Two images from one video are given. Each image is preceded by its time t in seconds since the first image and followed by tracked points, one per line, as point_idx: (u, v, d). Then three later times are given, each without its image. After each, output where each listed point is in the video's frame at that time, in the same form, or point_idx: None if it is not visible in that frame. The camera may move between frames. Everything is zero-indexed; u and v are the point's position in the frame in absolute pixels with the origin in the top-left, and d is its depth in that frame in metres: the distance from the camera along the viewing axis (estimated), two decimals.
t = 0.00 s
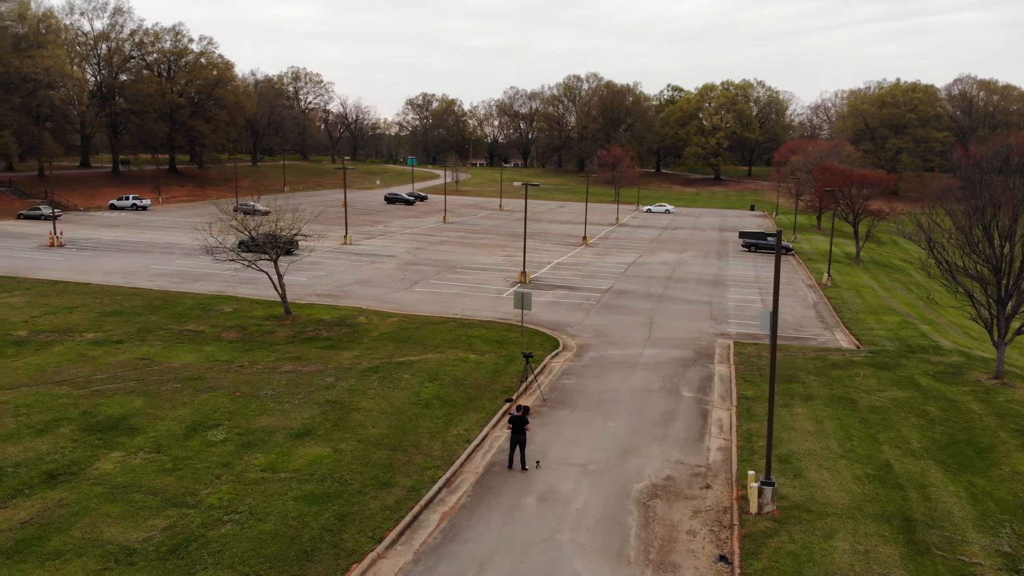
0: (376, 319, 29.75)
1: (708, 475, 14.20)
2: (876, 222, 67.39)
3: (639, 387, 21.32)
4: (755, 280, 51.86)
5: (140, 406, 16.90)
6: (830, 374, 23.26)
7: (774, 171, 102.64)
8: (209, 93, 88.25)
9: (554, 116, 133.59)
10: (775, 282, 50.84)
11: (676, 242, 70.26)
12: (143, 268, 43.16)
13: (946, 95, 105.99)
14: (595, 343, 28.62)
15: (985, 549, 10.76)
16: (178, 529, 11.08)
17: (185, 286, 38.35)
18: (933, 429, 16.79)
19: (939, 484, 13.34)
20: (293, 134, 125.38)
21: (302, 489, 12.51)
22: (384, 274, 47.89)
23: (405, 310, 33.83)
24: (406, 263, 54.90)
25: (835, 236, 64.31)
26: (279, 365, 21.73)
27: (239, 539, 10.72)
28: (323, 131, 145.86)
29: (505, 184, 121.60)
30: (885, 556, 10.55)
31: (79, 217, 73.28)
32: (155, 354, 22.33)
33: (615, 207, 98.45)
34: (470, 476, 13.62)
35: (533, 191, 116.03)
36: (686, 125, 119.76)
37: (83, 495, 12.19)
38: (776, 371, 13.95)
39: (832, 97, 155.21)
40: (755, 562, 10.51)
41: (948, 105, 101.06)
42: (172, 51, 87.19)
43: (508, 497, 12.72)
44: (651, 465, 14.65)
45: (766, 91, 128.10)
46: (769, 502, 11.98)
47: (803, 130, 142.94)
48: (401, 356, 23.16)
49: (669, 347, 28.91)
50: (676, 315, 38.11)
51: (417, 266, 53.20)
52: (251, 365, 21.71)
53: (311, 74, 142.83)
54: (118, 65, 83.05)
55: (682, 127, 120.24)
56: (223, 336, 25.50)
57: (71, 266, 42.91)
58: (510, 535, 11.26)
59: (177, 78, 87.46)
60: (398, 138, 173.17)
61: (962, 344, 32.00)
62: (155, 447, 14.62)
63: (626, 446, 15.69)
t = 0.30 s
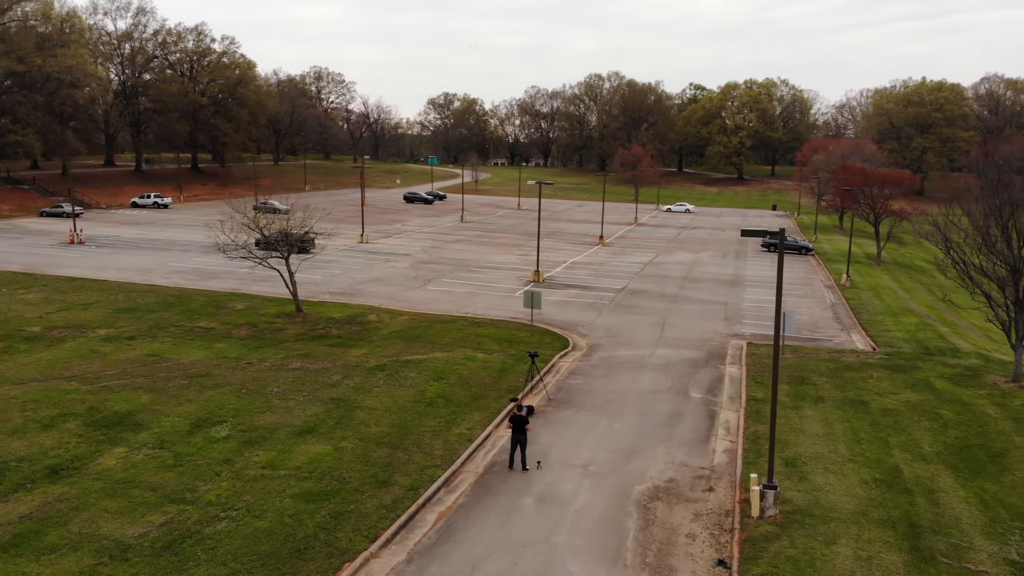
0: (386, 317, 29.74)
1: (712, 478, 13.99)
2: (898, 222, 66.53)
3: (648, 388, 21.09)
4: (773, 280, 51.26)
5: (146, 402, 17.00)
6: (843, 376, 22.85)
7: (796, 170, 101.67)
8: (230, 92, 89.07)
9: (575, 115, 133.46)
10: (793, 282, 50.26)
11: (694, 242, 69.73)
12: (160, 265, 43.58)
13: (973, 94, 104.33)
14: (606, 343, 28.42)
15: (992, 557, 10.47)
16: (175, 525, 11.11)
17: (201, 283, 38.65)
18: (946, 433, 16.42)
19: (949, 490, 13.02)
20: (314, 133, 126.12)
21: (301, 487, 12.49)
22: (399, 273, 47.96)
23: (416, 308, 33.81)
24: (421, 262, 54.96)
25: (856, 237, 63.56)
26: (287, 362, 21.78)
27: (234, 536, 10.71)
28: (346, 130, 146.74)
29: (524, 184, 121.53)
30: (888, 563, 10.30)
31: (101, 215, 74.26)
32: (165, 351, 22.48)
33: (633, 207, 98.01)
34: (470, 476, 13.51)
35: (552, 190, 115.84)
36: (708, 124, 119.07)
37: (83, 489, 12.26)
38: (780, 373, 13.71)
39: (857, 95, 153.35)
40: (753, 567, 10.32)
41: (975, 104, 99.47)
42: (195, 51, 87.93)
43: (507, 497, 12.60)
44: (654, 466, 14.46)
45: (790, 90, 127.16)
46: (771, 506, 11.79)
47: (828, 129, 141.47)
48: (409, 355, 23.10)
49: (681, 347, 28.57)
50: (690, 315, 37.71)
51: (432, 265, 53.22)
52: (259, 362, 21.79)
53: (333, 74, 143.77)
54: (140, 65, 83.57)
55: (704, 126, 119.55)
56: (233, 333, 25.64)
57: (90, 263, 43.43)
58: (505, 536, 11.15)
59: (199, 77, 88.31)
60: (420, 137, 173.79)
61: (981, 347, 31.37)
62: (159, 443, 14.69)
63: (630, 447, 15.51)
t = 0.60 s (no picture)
0: (398, 315, 29.70)
1: (715, 481, 13.74)
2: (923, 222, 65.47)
3: (657, 389, 20.81)
4: (793, 281, 50.55)
5: (152, 398, 17.09)
6: (858, 378, 22.38)
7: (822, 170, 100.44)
8: (255, 91, 89.48)
9: (599, 114, 132.49)
10: (813, 283, 49.57)
11: (715, 242, 69.09)
12: (179, 263, 44.05)
13: (1004, 94, 102.28)
14: (617, 344, 28.17)
15: (1001, 567, 10.13)
16: (170, 522, 11.12)
17: (217, 280, 38.98)
18: (961, 438, 15.98)
19: (960, 496, 12.65)
20: (339, 133, 126.88)
21: (298, 484, 12.46)
22: (415, 271, 48.02)
23: (429, 307, 33.75)
24: (438, 261, 54.97)
25: (879, 237, 62.60)
26: (296, 360, 21.80)
27: (228, 533, 10.69)
28: (370, 130, 147.71)
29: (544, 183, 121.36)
30: (892, 572, 10.02)
31: (126, 213, 75.31)
32: (176, 347, 22.65)
33: (654, 207, 97.42)
34: (469, 476, 13.39)
35: (572, 189, 115.55)
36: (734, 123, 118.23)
37: (83, 484, 12.33)
38: (786, 376, 13.42)
39: (885, 94, 151.12)
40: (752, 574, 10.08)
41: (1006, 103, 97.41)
42: (220, 51, 88.86)
43: (505, 498, 12.45)
44: (657, 468, 14.21)
45: (817, 89, 125.75)
46: (774, 511, 11.58)
47: (856, 129, 139.58)
48: (417, 353, 23.02)
49: (694, 348, 28.18)
50: (705, 316, 37.24)
51: (448, 264, 53.20)
52: (268, 359, 21.84)
53: (358, 74, 144.78)
54: (165, 64, 84.71)
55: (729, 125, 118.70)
56: (245, 330, 25.77)
57: (111, 260, 44.00)
58: (500, 537, 11.02)
59: (224, 77, 88.96)
60: (444, 137, 174.36)
61: (1004, 350, 30.60)
62: (162, 439, 14.73)
63: (635, 448, 15.27)
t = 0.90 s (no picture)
0: (410, 313, 29.60)
1: (719, 484, 13.44)
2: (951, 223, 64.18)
3: (667, 390, 20.49)
4: (814, 282, 49.74)
5: (159, 394, 17.16)
6: (875, 381, 21.85)
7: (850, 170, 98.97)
8: (280, 91, 90.35)
9: (625, 113, 132.36)
10: (836, 284, 48.74)
11: (737, 242, 68.29)
12: (198, 260, 44.43)
13: None
14: (630, 344, 27.84)
15: None
16: (164, 518, 11.10)
17: (235, 278, 39.23)
18: (978, 444, 15.49)
19: (973, 504, 12.24)
20: (364, 133, 127.64)
21: (295, 482, 12.38)
22: (431, 270, 48.00)
23: (442, 306, 33.63)
24: (455, 259, 54.89)
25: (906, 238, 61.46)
26: (305, 357, 21.77)
27: (220, 531, 10.64)
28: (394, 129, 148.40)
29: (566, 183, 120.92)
30: None
31: (151, 211, 76.29)
32: (186, 344, 22.76)
33: (676, 206, 96.63)
34: (468, 476, 13.24)
35: (594, 189, 115.00)
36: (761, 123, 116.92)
37: (82, 479, 12.37)
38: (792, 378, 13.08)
39: (916, 93, 148.40)
40: None
41: None
42: (246, 50, 89.68)
43: (503, 500, 12.27)
44: (661, 472, 13.91)
45: (846, 88, 123.89)
46: (776, 517, 11.27)
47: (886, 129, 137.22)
48: (426, 352, 22.89)
49: (708, 350, 27.69)
50: (722, 317, 36.66)
51: (466, 263, 53.13)
52: (277, 356, 21.83)
53: (383, 74, 145.52)
54: (191, 64, 85.58)
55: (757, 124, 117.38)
56: (256, 328, 25.84)
57: (132, 257, 44.51)
58: (495, 539, 10.86)
59: (249, 76, 89.92)
60: (469, 137, 174.61)
61: None
62: (165, 435, 14.76)
63: (640, 451, 14.99)
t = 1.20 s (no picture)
0: (422, 311, 29.45)
1: (722, 489, 13.11)
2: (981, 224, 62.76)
3: (676, 392, 20.12)
4: (837, 283, 48.82)
5: (163, 390, 17.21)
6: (893, 384, 21.20)
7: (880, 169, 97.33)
8: (306, 91, 90.54)
9: (652, 112, 131.58)
10: (859, 285, 47.85)
11: (761, 242, 67.40)
12: (217, 258, 44.77)
13: None
14: (643, 345, 27.48)
15: None
16: (156, 515, 11.04)
17: (251, 275, 39.43)
18: (995, 451, 14.92)
19: (987, 513, 11.78)
20: (390, 132, 128.28)
21: (289, 480, 12.27)
22: (447, 268, 47.85)
23: (455, 304, 33.46)
24: (473, 258, 54.77)
25: (933, 239, 60.23)
26: (313, 354, 21.69)
27: (210, 529, 10.55)
28: (420, 129, 148.99)
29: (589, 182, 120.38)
30: None
31: (175, 209, 77.17)
32: (196, 340, 22.82)
33: (699, 206, 95.73)
34: (466, 476, 13.05)
35: (618, 188, 114.39)
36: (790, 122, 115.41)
37: (79, 474, 12.36)
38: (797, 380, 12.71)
39: (949, 93, 145.53)
40: None
41: None
42: (272, 50, 90.55)
43: (499, 502, 12.06)
44: (663, 475, 13.60)
45: (877, 88, 121.87)
46: (778, 523, 10.94)
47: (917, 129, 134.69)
48: (434, 350, 22.74)
49: (724, 350, 27.16)
50: (740, 317, 36.03)
51: (484, 262, 52.94)
52: (285, 353, 21.76)
53: (410, 74, 146.23)
54: (217, 64, 86.96)
55: (785, 123, 115.88)
56: (267, 324, 25.87)
57: (153, 254, 44.98)
58: (486, 542, 10.65)
59: (275, 76, 90.38)
60: (494, 137, 174.83)
61: None
62: (166, 431, 14.76)
63: (644, 453, 14.69)
